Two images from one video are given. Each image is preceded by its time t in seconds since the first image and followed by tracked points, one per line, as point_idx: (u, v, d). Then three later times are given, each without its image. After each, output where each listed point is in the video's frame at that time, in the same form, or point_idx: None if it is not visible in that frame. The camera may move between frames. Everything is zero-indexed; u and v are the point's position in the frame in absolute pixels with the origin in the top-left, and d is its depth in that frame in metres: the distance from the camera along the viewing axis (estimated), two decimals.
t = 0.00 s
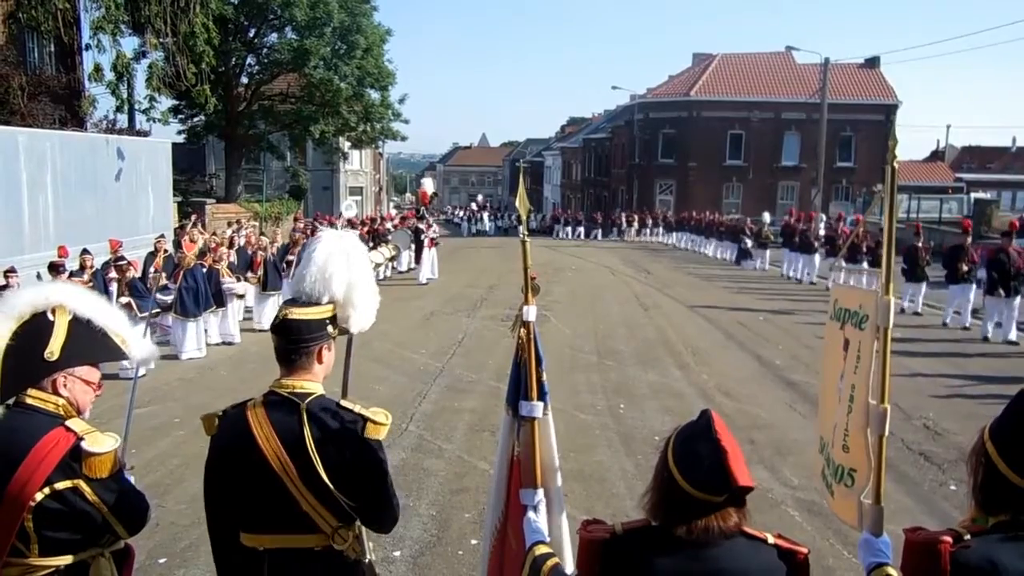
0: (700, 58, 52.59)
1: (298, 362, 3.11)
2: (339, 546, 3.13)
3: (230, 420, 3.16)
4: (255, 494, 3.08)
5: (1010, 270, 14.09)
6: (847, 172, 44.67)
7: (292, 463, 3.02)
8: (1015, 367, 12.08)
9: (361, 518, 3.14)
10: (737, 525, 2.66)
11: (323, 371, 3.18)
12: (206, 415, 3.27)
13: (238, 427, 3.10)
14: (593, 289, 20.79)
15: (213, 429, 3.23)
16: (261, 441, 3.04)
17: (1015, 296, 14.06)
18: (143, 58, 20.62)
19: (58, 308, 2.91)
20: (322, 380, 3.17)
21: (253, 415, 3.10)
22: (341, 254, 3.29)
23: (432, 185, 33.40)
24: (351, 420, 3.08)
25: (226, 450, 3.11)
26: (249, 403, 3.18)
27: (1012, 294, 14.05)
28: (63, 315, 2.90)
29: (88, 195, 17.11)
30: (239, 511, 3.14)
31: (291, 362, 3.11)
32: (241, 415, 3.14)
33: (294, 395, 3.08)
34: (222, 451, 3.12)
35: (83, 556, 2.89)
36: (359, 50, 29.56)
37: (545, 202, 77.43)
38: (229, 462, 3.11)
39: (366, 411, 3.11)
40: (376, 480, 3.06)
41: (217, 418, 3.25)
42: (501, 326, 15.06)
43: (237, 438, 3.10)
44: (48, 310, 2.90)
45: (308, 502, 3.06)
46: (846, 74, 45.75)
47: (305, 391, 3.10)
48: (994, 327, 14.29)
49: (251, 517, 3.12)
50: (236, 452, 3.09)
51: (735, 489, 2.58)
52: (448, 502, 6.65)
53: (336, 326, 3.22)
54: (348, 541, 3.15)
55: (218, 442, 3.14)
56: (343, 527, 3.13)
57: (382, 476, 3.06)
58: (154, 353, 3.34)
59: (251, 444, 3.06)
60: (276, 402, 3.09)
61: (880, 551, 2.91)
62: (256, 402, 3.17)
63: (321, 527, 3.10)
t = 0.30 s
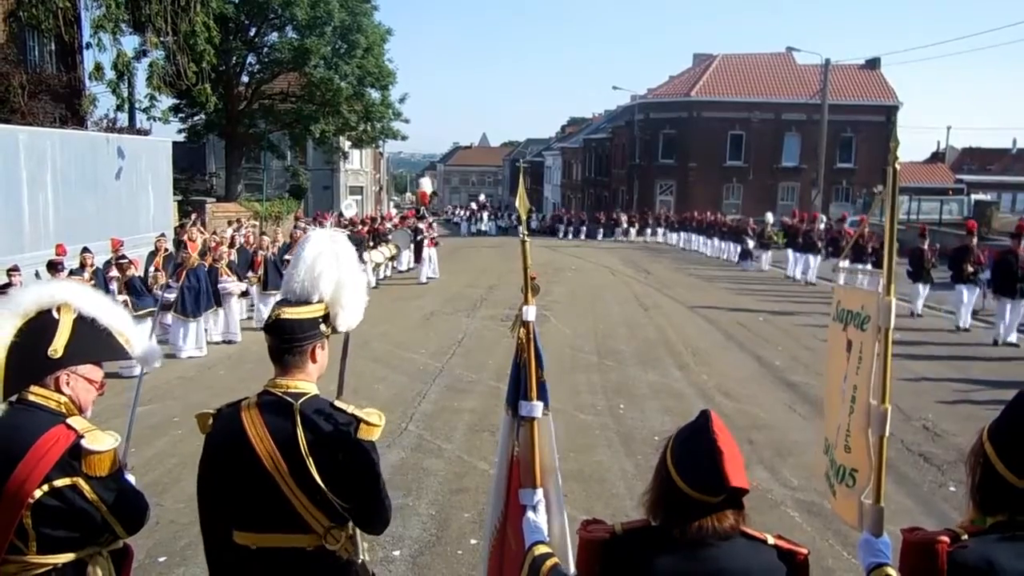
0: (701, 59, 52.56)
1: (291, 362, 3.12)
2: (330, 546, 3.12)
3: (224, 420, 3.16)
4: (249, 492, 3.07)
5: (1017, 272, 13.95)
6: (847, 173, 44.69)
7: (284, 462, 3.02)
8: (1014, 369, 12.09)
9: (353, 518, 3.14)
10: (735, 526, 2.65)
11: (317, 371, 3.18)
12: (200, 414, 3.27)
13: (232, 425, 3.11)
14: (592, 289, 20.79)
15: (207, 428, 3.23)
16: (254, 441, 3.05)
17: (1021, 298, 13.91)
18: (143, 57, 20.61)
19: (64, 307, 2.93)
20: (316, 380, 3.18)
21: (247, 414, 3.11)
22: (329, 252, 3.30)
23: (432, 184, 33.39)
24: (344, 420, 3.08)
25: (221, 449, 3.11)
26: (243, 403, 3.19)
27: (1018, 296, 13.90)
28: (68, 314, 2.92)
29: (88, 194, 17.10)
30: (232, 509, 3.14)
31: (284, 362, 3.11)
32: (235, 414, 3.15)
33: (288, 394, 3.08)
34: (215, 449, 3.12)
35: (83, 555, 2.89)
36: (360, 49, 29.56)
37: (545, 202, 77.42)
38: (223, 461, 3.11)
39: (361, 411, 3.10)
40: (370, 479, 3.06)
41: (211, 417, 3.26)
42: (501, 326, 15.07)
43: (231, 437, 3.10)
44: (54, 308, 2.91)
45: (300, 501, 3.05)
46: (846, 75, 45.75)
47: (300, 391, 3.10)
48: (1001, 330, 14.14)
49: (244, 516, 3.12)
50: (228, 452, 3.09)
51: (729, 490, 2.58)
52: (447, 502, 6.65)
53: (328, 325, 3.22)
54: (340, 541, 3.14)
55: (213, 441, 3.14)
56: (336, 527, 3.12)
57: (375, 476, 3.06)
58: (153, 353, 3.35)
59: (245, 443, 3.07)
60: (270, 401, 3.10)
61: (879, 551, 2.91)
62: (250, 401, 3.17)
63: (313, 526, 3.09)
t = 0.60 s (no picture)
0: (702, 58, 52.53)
1: (298, 359, 3.13)
2: (343, 542, 3.12)
3: (235, 419, 3.18)
4: (261, 489, 3.08)
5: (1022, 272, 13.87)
6: (848, 172, 44.69)
7: (293, 458, 3.03)
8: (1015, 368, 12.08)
9: (366, 513, 3.14)
10: (735, 526, 2.65)
11: (325, 368, 3.19)
12: (210, 412, 3.28)
13: (242, 424, 3.12)
14: (593, 288, 20.79)
15: (218, 427, 3.24)
16: (263, 438, 3.06)
17: None
18: (143, 56, 20.61)
19: (68, 306, 2.93)
20: (324, 378, 3.18)
21: (257, 411, 3.12)
22: (331, 247, 3.30)
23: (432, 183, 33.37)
24: (353, 416, 3.08)
25: (231, 447, 3.13)
26: (253, 402, 3.20)
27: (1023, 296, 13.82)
28: (73, 313, 2.92)
29: (89, 193, 17.10)
30: (244, 506, 3.15)
31: (292, 360, 3.12)
32: (246, 413, 3.16)
33: (297, 392, 3.09)
34: (227, 446, 3.13)
35: (84, 553, 2.90)
36: (360, 48, 29.54)
37: (545, 201, 77.38)
38: (235, 459, 3.12)
39: (369, 407, 3.10)
40: (379, 475, 3.06)
41: (222, 415, 3.27)
42: (502, 325, 15.07)
43: (242, 436, 3.11)
44: (59, 306, 2.92)
45: (311, 497, 3.06)
46: (847, 74, 45.73)
47: (308, 388, 3.10)
48: (1005, 330, 14.07)
49: (256, 513, 3.13)
50: (239, 449, 3.11)
51: (730, 490, 2.57)
52: (448, 501, 6.66)
53: (335, 321, 3.19)
54: (353, 537, 3.14)
55: (223, 439, 3.16)
56: (348, 523, 3.12)
57: (385, 472, 3.06)
58: (158, 352, 3.35)
59: (255, 441, 3.08)
60: (279, 399, 3.10)
61: (880, 549, 2.91)
62: (260, 400, 3.18)
63: (326, 522, 3.10)
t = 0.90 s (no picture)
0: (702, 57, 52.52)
1: (307, 360, 3.13)
2: (353, 543, 3.11)
3: (242, 420, 3.18)
4: (269, 491, 3.08)
5: None
6: (849, 171, 44.68)
7: (299, 457, 3.03)
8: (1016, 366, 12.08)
9: (374, 513, 3.13)
10: (737, 523, 2.65)
11: (333, 369, 3.19)
12: (218, 414, 3.29)
13: (250, 425, 3.12)
14: (594, 287, 20.80)
15: (226, 428, 3.24)
16: (269, 439, 3.07)
17: None
18: (144, 56, 20.60)
19: (72, 306, 2.94)
20: (331, 379, 3.18)
21: (264, 413, 3.12)
22: (340, 247, 3.31)
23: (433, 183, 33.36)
24: (360, 416, 3.08)
25: (238, 449, 3.13)
26: (260, 404, 3.20)
27: None
28: (77, 313, 2.92)
29: (89, 194, 17.09)
30: (253, 509, 3.15)
31: (301, 360, 3.13)
32: (253, 414, 3.16)
33: (303, 393, 3.09)
34: (233, 449, 3.13)
35: (86, 554, 2.89)
36: (360, 48, 29.52)
37: (546, 201, 77.35)
38: (242, 461, 3.12)
39: (376, 408, 3.11)
40: (387, 473, 3.06)
41: (229, 417, 3.27)
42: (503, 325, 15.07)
43: (248, 436, 3.12)
44: (63, 307, 2.92)
45: (317, 497, 3.06)
46: (848, 72, 45.68)
47: (315, 389, 3.11)
48: (1008, 329, 14.05)
49: (265, 516, 3.13)
50: (245, 449, 3.11)
51: (731, 487, 2.57)
52: (450, 500, 6.67)
53: (346, 323, 3.20)
54: (363, 538, 3.14)
55: (230, 441, 3.16)
56: (357, 523, 3.12)
57: (393, 472, 3.06)
58: (161, 353, 3.36)
59: (262, 442, 3.08)
60: (286, 400, 3.11)
61: (882, 547, 2.91)
62: (267, 401, 3.19)
63: (334, 522, 3.09)
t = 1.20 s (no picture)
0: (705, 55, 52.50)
1: (298, 357, 3.14)
2: (338, 539, 3.12)
3: (233, 414, 3.20)
4: (257, 486, 3.10)
5: None
6: (851, 170, 44.64)
7: (285, 450, 3.05)
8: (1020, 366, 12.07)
9: (362, 510, 3.14)
10: (740, 523, 2.65)
11: (324, 367, 3.20)
12: (210, 408, 3.30)
13: (240, 421, 3.14)
14: (595, 285, 20.82)
15: (218, 422, 3.26)
16: (258, 433, 3.09)
17: None
18: (146, 54, 20.63)
19: (72, 305, 2.92)
20: (322, 376, 3.20)
21: (253, 408, 3.15)
22: (333, 244, 3.31)
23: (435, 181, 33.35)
24: (349, 414, 3.09)
25: (229, 442, 3.16)
26: (250, 399, 3.22)
27: None
28: (77, 311, 2.91)
29: (92, 191, 17.10)
30: (243, 504, 3.17)
31: (292, 357, 3.14)
32: (243, 409, 3.18)
33: (293, 390, 3.11)
34: (224, 443, 3.16)
35: (91, 550, 2.91)
36: (363, 46, 29.48)
37: (548, 199, 77.38)
38: (232, 455, 3.14)
39: (366, 406, 3.11)
40: (375, 471, 3.08)
41: (222, 411, 3.30)
42: (505, 323, 15.09)
43: (238, 431, 3.14)
44: (64, 305, 2.90)
45: (304, 492, 3.07)
46: (851, 71, 45.65)
47: (305, 385, 3.13)
48: (1013, 330, 13.99)
49: (255, 510, 3.14)
50: (238, 444, 3.13)
51: (732, 486, 2.58)
52: (452, 498, 6.68)
53: (336, 322, 3.19)
54: (349, 535, 3.15)
55: (222, 434, 3.18)
56: (344, 520, 3.13)
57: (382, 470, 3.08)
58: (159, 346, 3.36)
59: (251, 436, 3.10)
60: (275, 395, 3.13)
61: (884, 546, 2.94)
62: (258, 396, 3.21)
63: (321, 519, 3.10)
